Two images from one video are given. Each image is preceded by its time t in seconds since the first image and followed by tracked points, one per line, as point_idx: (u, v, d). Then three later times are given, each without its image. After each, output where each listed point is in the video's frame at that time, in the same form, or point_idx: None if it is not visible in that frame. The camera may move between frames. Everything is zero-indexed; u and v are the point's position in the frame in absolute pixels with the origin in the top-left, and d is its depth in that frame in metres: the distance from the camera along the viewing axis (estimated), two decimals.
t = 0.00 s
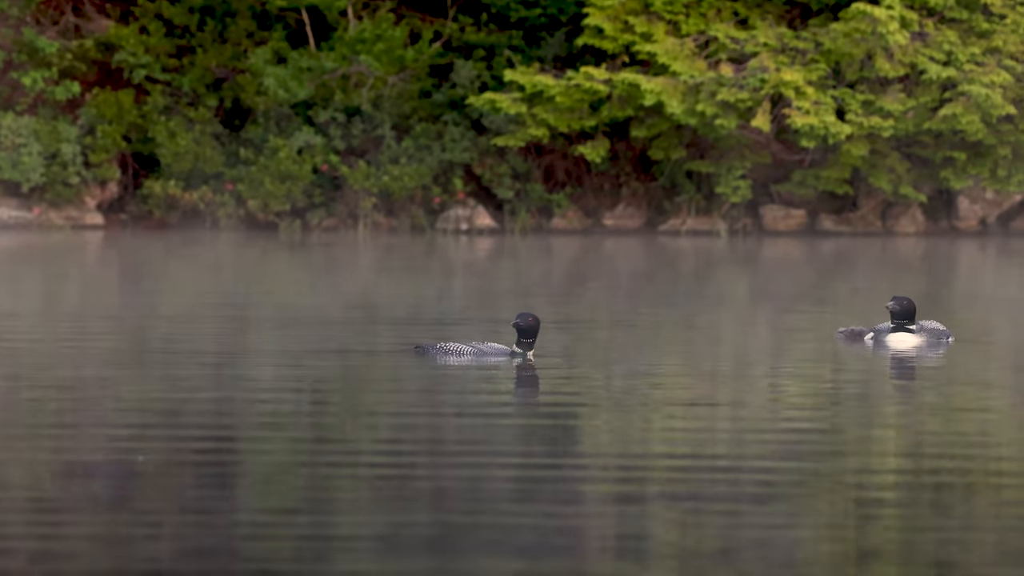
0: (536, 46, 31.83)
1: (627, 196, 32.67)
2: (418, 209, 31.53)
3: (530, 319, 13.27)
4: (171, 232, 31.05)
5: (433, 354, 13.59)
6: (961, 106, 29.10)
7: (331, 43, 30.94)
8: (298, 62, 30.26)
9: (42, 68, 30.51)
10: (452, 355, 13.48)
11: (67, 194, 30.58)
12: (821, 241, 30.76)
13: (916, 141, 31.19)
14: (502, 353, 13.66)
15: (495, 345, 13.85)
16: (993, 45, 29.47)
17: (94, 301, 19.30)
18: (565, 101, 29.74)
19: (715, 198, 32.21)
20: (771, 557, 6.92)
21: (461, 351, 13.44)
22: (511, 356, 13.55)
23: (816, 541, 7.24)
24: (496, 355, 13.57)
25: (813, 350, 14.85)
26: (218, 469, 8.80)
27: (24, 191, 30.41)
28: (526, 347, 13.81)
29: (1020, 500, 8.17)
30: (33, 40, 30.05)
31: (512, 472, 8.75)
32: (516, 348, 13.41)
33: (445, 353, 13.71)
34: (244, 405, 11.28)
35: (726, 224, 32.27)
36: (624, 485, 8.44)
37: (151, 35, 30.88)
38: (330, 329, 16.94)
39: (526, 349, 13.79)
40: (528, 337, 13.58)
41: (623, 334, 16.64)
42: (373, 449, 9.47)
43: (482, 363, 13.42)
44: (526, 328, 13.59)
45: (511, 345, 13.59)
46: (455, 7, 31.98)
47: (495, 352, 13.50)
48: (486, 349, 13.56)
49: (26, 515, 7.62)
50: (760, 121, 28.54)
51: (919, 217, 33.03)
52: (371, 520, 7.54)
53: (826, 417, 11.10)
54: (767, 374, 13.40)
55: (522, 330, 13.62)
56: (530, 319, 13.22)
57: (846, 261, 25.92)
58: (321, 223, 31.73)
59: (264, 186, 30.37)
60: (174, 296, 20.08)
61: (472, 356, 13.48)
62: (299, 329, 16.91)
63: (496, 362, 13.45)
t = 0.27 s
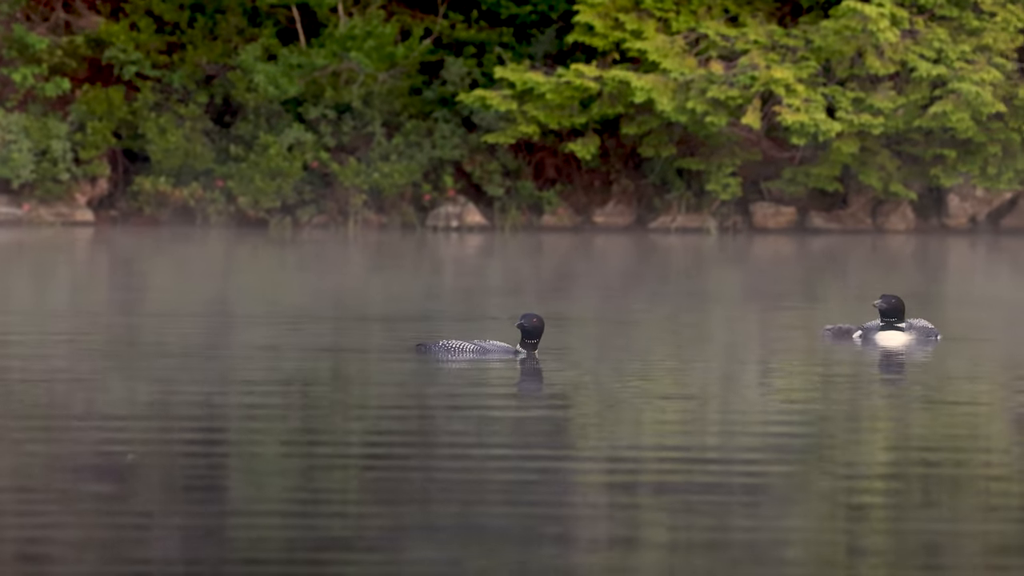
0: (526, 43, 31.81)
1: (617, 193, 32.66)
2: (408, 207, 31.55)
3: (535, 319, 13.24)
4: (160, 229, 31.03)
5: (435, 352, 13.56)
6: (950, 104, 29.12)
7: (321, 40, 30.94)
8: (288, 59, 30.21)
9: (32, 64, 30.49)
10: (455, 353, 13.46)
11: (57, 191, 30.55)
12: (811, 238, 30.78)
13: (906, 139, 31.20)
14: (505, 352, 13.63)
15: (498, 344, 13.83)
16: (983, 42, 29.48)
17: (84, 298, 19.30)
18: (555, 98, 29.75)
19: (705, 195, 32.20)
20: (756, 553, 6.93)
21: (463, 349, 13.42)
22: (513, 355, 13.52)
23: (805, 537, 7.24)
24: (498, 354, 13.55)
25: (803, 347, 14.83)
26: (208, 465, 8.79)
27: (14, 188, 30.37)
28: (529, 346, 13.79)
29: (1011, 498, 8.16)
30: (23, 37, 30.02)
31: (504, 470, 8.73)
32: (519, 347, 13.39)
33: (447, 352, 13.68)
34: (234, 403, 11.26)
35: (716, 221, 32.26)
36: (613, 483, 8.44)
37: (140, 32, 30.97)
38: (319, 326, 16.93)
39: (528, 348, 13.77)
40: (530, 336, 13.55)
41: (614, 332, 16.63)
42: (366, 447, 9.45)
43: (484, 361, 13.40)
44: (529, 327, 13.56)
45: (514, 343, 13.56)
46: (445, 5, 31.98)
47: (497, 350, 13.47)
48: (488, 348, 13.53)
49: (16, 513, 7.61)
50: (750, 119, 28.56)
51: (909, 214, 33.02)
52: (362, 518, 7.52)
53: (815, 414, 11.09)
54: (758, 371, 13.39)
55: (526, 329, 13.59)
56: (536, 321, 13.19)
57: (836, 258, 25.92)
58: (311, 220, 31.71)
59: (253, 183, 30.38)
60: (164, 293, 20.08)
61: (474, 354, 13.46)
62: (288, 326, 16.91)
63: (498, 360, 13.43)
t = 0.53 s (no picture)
0: (515, 41, 31.81)
1: (606, 191, 32.66)
2: (397, 204, 31.56)
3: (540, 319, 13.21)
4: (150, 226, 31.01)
5: (435, 350, 13.53)
6: (939, 102, 29.13)
7: (310, 38, 30.93)
8: (277, 57, 30.21)
9: (21, 62, 30.45)
10: (454, 351, 13.43)
11: (46, 188, 30.53)
12: (800, 236, 30.79)
13: (895, 137, 31.20)
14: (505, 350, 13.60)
15: (497, 343, 13.80)
16: (972, 41, 29.48)
17: (73, 295, 19.30)
18: (544, 96, 29.75)
19: (694, 194, 32.21)
20: (744, 551, 6.94)
21: (464, 346, 13.39)
22: (512, 353, 13.50)
23: (793, 534, 7.25)
24: (498, 352, 13.52)
25: (791, 345, 14.83)
26: (196, 462, 8.80)
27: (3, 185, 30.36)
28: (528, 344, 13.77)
29: (1000, 496, 8.16)
30: (11, 34, 29.96)
31: (493, 467, 8.73)
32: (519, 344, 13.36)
33: (447, 351, 13.65)
34: (222, 400, 11.25)
35: (705, 220, 32.26)
36: (602, 479, 8.44)
37: (129, 30, 30.95)
38: (308, 324, 16.93)
39: (528, 347, 13.74)
40: (528, 335, 13.53)
41: (603, 330, 16.62)
42: (356, 444, 9.45)
43: (485, 358, 13.37)
44: (529, 325, 13.53)
45: (514, 341, 13.53)
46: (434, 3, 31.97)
47: (497, 348, 13.44)
48: (489, 346, 13.50)
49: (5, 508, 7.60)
50: (739, 117, 28.56)
51: (898, 213, 33.01)
52: (350, 515, 7.51)
53: (803, 412, 11.08)
54: (748, 369, 13.38)
55: (526, 328, 13.57)
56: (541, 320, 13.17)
57: (825, 257, 25.91)
58: (300, 218, 31.69)
59: (243, 181, 30.38)
60: (152, 291, 20.07)
61: (475, 352, 13.43)
62: (277, 323, 16.91)
63: (499, 358, 13.39)
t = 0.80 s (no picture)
0: (503, 41, 31.81)
1: (594, 190, 32.66)
2: (385, 204, 31.55)
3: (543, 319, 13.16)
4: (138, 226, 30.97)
5: (434, 351, 13.49)
6: (927, 102, 29.13)
7: (298, 38, 30.91)
8: (265, 57, 30.19)
9: (8, 62, 30.37)
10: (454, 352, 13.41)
11: (34, 187, 30.50)
12: (787, 236, 30.81)
13: (883, 136, 31.20)
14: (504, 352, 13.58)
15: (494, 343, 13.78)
16: (960, 40, 29.49)
17: (60, 295, 19.27)
18: (533, 96, 29.75)
19: (682, 193, 32.21)
20: (733, 552, 6.93)
21: (463, 347, 13.35)
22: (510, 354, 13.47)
23: (781, 536, 7.24)
24: (497, 353, 13.49)
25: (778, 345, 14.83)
26: (183, 463, 8.78)
27: None
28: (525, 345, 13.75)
29: (987, 497, 8.16)
30: None
31: (483, 468, 8.71)
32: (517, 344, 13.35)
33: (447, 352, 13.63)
34: (211, 400, 11.25)
35: (693, 219, 32.25)
36: (590, 481, 8.43)
37: (117, 29, 30.93)
38: (296, 324, 16.91)
39: (526, 348, 13.72)
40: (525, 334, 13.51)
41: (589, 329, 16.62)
42: (344, 444, 9.44)
43: (485, 360, 13.34)
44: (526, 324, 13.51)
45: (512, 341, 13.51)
46: (422, 2, 31.97)
47: (496, 348, 13.41)
48: (488, 347, 13.48)
49: None
50: (727, 117, 28.57)
51: (886, 213, 33.01)
52: (339, 517, 7.49)
53: (791, 412, 11.08)
54: (735, 368, 13.39)
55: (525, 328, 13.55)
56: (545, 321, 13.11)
57: (813, 257, 25.91)
58: (288, 217, 31.65)
59: (231, 180, 30.33)
60: (138, 291, 20.05)
61: (475, 354, 13.40)
62: (265, 323, 16.89)
63: (498, 358, 13.36)
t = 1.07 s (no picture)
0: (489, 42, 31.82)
1: (581, 191, 32.68)
2: (371, 205, 31.56)
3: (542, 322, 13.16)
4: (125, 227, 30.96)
5: (431, 352, 13.49)
6: (914, 103, 29.15)
7: (285, 39, 30.91)
8: (252, 58, 30.18)
9: None
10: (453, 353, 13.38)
11: (21, 188, 30.49)
12: (773, 237, 30.83)
13: (870, 137, 31.23)
14: (502, 353, 13.55)
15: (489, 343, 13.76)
16: (947, 41, 29.51)
17: (49, 296, 19.29)
18: (519, 97, 29.76)
19: (669, 194, 32.22)
20: (718, 551, 6.96)
21: (462, 348, 13.34)
22: (507, 355, 13.44)
23: (766, 534, 7.26)
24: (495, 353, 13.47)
25: (764, 346, 14.84)
26: (171, 463, 8.79)
27: None
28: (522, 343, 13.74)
29: (973, 498, 8.16)
30: None
31: (470, 469, 8.71)
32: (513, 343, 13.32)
33: (444, 354, 13.62)
34: (198, 401, 11.24)
35: (680, 220, 32.28)
36: (577, 481, 8.44)
37: (104, 30, 30.94)
38: (283, 324, 16.93)
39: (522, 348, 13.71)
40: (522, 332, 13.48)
41: (576, 330, 16.62)
42: (332, 444, 9.45)
43: (483, 361, 13.31)
44: (521, 322, 13.49)
45: (508, 341, 13.49)
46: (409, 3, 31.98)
47: (494, 349, 13.41)
48: (486, 348, 13.45)
49: None
50: (713, 117, 28.58)
51: (873, 213, 33.03)
52: (325, 517, 7.49)
53: (777, 412, 11.07)
54: (721, 370, 13.39)
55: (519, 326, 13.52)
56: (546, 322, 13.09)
57: (801, 258, 25.93)
58: (275, 219, 31.64)
59: (218, 181, 30.28)
60: (124, 291, 20.06)
61: (473, 354, 13.38)
62: (253, 324, 16.89)
63: (496, 360, 13.36)
